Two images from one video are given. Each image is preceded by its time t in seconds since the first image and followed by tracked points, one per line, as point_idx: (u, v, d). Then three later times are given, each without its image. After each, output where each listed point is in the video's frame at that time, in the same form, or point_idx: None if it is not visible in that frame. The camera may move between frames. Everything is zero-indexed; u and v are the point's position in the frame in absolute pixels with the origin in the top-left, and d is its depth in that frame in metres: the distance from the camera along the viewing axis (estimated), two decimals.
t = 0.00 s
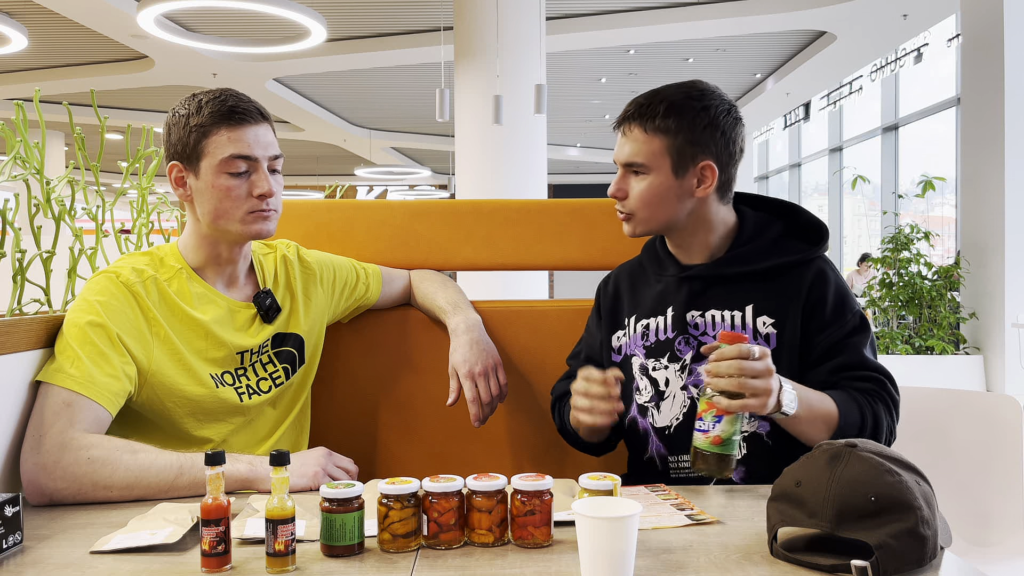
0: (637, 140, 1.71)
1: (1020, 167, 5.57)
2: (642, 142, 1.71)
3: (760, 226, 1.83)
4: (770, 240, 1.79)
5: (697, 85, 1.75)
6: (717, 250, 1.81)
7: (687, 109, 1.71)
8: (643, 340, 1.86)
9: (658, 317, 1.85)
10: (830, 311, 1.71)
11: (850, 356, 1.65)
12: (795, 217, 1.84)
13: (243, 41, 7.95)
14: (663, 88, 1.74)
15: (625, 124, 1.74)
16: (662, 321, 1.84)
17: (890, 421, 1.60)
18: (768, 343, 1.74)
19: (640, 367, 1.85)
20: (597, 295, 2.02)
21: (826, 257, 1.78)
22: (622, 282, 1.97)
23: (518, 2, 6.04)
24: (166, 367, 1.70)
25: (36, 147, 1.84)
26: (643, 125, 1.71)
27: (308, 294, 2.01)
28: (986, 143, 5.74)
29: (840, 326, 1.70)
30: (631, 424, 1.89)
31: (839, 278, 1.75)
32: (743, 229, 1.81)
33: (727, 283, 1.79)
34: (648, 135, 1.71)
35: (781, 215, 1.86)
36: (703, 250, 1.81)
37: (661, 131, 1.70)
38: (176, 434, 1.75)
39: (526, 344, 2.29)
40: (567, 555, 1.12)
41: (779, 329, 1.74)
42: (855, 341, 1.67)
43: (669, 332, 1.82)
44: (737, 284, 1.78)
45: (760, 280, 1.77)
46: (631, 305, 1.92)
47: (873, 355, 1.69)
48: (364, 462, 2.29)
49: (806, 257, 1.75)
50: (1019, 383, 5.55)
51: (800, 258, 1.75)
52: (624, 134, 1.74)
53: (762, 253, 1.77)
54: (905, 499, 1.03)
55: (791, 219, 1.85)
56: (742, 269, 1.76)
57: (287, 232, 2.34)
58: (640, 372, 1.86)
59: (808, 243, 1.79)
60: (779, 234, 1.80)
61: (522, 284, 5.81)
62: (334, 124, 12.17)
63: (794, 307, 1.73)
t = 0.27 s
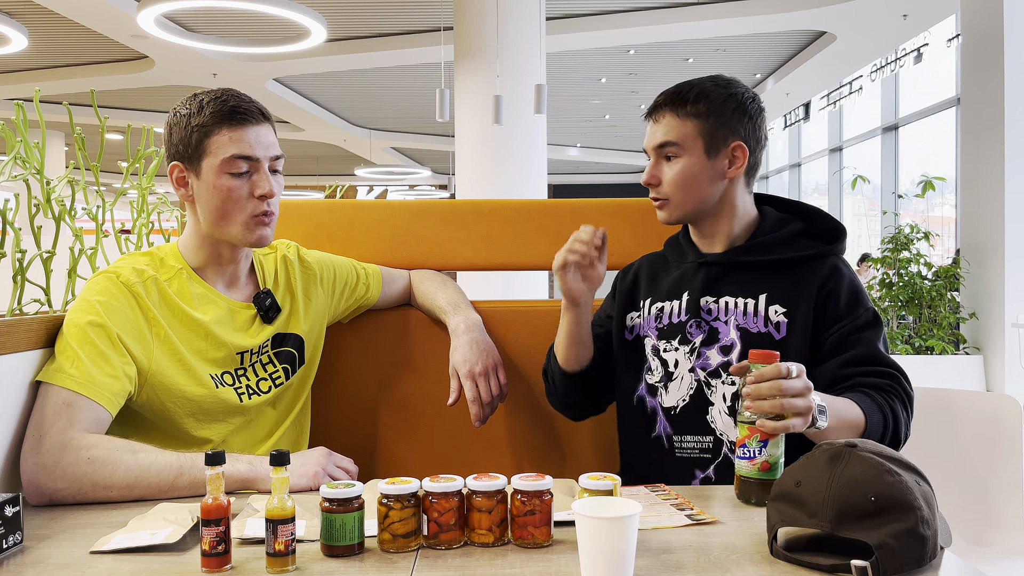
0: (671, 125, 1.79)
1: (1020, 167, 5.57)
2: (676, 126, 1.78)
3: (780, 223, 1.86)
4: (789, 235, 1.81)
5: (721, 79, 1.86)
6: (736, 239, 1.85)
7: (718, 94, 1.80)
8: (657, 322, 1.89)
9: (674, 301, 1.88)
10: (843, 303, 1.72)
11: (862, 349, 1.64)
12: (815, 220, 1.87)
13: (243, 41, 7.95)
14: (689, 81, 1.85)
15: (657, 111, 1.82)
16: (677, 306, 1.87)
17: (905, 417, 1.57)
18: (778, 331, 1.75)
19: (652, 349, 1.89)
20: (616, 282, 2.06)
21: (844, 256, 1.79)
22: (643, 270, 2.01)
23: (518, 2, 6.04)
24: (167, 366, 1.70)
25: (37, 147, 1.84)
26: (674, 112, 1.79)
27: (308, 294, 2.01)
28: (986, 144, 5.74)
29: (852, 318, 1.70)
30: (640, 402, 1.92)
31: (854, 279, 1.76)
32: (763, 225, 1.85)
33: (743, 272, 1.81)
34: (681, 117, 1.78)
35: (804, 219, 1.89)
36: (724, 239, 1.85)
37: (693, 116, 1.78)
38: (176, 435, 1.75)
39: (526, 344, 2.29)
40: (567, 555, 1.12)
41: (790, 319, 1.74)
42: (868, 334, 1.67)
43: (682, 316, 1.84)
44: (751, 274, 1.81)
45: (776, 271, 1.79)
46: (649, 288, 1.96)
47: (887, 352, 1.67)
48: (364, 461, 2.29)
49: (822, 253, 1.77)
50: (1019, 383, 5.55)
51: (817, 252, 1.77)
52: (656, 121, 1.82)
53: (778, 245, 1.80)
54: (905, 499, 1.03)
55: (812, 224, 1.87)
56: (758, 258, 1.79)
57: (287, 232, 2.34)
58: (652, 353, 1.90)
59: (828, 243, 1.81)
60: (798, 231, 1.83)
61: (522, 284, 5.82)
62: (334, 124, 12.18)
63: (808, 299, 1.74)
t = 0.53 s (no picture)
0: (682, 145, 1.74)
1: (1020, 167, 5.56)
2: (685, 145, 1.74)
3: (796, 224, 1.86)
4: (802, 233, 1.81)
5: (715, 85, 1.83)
6: (750, 237, 1.86)
7: (721, 105, 1.77)
8: (673, 306, 1.94)
9: (689, 292, 1.92)
10: (851, 299, 1.72)
11: (868, 342, 1.63)
12: (829, 223, 1.86)
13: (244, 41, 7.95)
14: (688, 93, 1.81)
15: (666, 131, 1.77)
16: (691, 297, 1.91)
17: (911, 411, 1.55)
18: (786, 325, 1.75)
19: (666, 331, 1.94)
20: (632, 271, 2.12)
21: (856, 256, 1.79)
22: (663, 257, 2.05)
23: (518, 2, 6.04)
24: (167, 366, 1.70)
25: (36, 147, 1.84)
26: (682, 131, 1.75)
27: (308, 294, 2.01)
28: (986, 144, 5.73)
29: (860, 313, 1.69)
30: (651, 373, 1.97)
31: (865, 279, 1.75)
32: (777, 225, 1.85)
33: (754, 266, 1.82)
34: (692, 135, 1.74)
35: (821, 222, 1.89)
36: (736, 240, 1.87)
37: (702, 133, 1.74)
38: (176, 435, 1.75)
39: (526, 344, 2.29)
40: (567, 555, 1.12)
41: (799, 314, 1.74)
42: (876, 329, 1.66)
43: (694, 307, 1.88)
44: (762, 269, 1.81)
45: (788, 268, 1.79)
46: (667, 275, 1.99)
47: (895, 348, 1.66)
48: (363, 460, 2.29)
49: (834, 252, 1.77)
50: (1019, 383, 5.55)
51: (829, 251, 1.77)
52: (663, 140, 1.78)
53: (790, 242, 1.80)
54: (906, 499, 1.03)
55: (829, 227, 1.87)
56: (770, 256, 1.79)
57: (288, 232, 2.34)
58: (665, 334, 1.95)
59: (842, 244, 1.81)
60: (812, 232, 1.82)
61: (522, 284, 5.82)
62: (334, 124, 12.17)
63: (817, 295, 1.74)
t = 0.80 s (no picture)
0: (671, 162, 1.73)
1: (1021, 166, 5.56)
2: (676, 162, 1.72)
3: (795, 225, 1.86)
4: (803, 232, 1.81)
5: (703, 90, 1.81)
6: (747, 238, 1.86)
7: (709, 117, 1.74)
8: (678, 300, 1.94)
9: (693, 288, 1.91)
10: (852, 297, 1.72)
11: (869, 338, 1.63)
12: (828, 224, 1.87)
13: (244, 41, 7.96)
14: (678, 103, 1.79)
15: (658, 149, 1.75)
16: (695, 293, 1.90)
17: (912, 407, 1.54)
18: (787, 322, 1.75)
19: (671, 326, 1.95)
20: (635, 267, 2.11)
21: (855, 256, 1.80)
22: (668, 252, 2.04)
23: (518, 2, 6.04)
24: (167, 367, 1.70)
25: (36, 147, 1.84)
26: (671, 149, 1.73)
27: (308, 294, 2.01)
28: (986, 144, 5.73)
29: (861, 310, 1.70)
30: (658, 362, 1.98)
31: (864, 277, 1.76)
32: (777, 225, 1.86)
33: (755, 264, 1.81)
34: (682, 152, 1.72)
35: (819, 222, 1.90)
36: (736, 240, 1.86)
37: (691, 152, 1.72)
38: (176, 435, 1.75)
39: (526, 343, 2.29)
40: (567, 555, 1.12)
41: (800, 311, 1.74)
42: (875, 326, 1.66)
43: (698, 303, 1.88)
44: (763, 266, 1.81)
45: (789, 266, 1.78)
46: (672, 270, 1.99)
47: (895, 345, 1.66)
48: (363, 460, 2.29)
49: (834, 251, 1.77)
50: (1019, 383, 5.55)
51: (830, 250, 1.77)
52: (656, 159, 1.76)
53: (791, 240, 1.80)
54: (905, 499, 1.03)
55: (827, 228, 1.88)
56: (771, 254, 1.79)
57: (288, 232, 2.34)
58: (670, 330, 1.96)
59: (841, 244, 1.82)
60: (813, 232, 1.82)
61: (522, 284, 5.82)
62: (334, 124, 12.18)
63: (818, 292, 1.74)
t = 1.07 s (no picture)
0: (667, 171, 1.71)
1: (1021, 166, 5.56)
2: (671, 172, 1.71)
3: (788, 223, 1.86)
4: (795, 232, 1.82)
5: (697, 96, 1.80)
6: (739, 240, 1.85)
7: (701, 126, 1.72)
8: (672, 302, 1.94)
9: (686, 290, 1.91)
10: (845, 294, 1.72)
11: (863, 335, 1.64)
12: (820, 223, 1.87)
13: (244, 41, 7.96)
14: (671, 110, 1.77)
15: (653, 158, 1.72)
16: (688, 295, 1.91)
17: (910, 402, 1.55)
18: (781, 322, 1.76)
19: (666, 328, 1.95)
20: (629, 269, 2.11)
21: (847, 253, 1.80)
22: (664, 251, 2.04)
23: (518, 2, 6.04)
24: (167, 367, 1.70)
25: (36, 147, 1.84)
26: (667, 157, 1.70)
27: (308, 296, 2.01)
28: (986, 144, 5.73)
29: (854, 308, 1.70)
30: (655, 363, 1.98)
31: (856, 274, 1.76)
32: (769, 225, 1.86)
33: (748, 265, 1.81)
34: (677, 160, 1.70)
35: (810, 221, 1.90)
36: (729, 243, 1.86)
37: (687, 159, 1.70)
38: (176, 436, 1.75)
39: (526, 343, 2.29)
40: (567, 555, 1.12)
41: (793, 310, 1.75)
42: (869, 323, 1.67)
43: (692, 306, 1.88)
44: (755, 267, 1.81)
45: (781, 265, 1.79)
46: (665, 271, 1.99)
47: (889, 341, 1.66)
48: (363, 460, 2.29)
49: (826, 249, 1.78)
50: (1019, 383, 5.55)
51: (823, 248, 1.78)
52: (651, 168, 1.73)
53: (784, 240, 1.80)
54: (906, 499, 1.03)
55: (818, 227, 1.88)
56: (763, 254, 1.79)
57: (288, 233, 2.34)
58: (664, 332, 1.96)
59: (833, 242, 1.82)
60: (805, 231, 1.83)
61: (522, 283, 5.82)
62: (334, 124, 12.18)
63: (811, 291, 1.75)
